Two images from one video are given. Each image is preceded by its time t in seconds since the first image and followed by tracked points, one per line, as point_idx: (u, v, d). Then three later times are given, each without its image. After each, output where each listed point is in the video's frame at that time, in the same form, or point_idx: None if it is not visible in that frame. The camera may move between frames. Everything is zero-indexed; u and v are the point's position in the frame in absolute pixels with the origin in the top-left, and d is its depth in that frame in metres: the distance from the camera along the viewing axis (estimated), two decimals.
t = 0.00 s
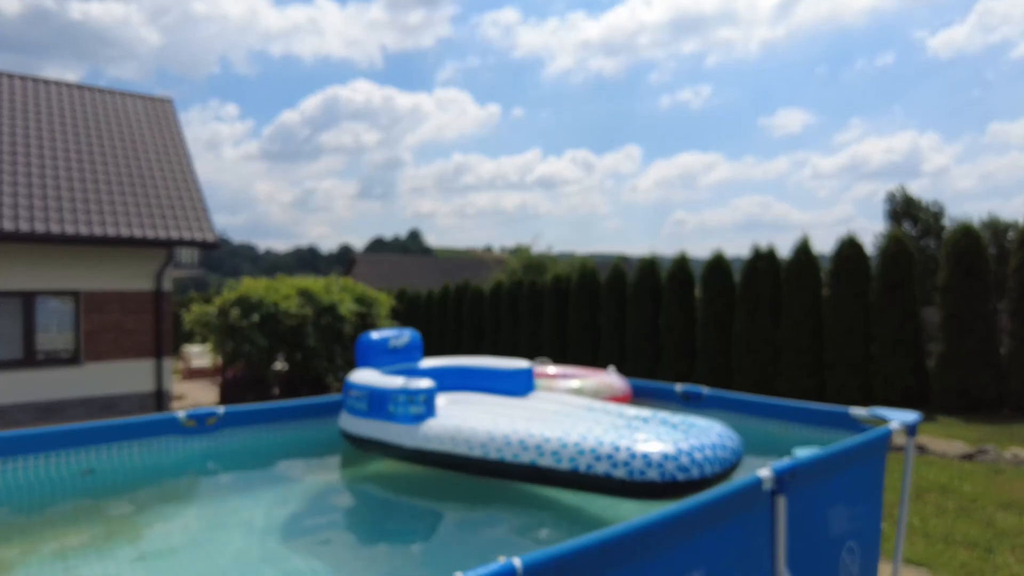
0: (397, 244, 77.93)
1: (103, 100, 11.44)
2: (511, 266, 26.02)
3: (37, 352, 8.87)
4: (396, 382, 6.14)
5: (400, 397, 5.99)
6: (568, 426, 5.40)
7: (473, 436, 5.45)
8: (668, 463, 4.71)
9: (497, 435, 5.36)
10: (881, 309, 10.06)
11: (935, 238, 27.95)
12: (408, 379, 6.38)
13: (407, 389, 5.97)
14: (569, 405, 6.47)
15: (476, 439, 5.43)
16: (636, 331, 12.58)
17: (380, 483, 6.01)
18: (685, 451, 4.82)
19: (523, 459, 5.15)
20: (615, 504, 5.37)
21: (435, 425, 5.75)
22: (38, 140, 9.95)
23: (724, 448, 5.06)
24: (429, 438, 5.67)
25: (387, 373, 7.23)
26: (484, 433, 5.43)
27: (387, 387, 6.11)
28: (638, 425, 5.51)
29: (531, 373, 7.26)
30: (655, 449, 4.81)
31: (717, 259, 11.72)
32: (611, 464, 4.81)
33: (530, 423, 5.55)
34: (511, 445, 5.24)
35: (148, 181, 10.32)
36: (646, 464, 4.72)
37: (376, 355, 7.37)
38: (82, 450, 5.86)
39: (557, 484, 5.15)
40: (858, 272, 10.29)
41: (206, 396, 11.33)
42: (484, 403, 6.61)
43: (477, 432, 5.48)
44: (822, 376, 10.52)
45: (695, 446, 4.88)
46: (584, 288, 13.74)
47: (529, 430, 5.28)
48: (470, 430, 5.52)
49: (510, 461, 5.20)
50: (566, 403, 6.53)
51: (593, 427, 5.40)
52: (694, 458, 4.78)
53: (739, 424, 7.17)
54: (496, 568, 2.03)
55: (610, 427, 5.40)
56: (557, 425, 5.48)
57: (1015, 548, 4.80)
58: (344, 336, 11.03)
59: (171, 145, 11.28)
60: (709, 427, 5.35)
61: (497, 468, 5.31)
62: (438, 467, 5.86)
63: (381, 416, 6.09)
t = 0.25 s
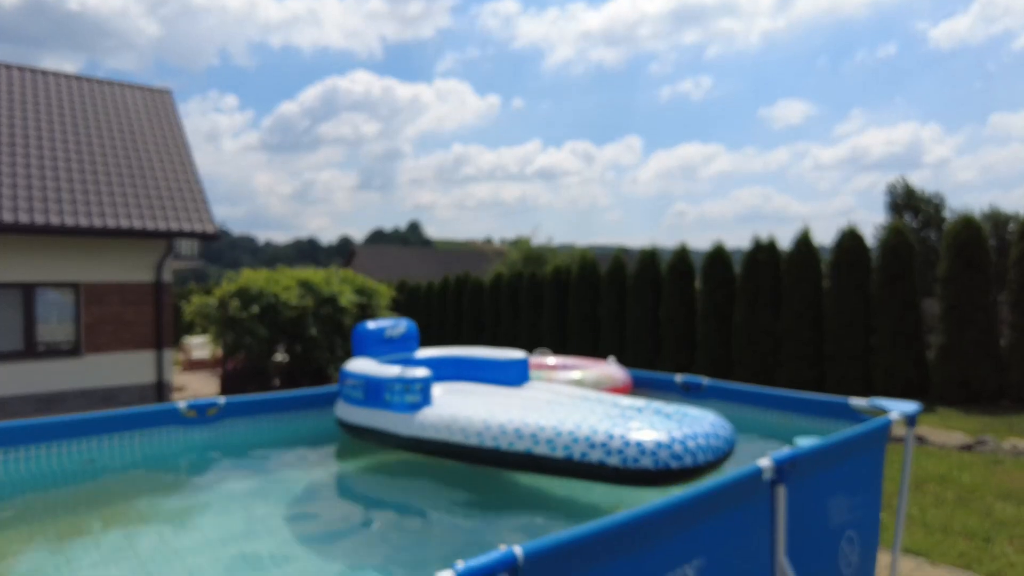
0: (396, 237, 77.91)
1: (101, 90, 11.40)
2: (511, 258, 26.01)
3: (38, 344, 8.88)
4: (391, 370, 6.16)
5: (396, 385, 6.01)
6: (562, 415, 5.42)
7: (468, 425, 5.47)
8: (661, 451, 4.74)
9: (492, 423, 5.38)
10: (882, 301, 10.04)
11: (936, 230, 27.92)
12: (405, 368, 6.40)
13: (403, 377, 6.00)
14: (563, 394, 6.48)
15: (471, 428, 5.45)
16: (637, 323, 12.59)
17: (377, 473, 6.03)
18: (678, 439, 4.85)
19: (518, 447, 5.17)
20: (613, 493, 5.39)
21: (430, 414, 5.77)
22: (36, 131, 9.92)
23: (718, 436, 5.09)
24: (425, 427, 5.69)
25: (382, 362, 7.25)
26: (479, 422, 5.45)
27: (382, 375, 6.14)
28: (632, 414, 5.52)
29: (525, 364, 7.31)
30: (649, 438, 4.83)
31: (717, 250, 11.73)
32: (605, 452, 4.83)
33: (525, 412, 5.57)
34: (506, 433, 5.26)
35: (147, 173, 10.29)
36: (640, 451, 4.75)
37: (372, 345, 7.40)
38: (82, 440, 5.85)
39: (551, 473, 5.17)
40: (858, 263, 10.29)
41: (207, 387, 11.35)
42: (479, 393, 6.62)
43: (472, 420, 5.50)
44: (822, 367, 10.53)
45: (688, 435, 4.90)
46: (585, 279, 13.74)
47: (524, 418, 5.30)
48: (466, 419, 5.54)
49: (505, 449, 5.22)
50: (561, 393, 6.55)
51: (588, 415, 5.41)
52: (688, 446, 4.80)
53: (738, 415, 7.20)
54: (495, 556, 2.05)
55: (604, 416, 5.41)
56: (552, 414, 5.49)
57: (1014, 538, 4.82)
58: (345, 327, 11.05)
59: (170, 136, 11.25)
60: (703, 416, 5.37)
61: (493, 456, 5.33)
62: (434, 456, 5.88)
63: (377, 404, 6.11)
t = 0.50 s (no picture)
0: (395, 230, 78.07)
1: (105, 85, 11.50)
2: (511, 250, 26.18)
3: (46, 336, 9.01)
4: (391, 361, 6.34)
5: (396, 376, 6.17)
6: (558, 405, 5.59)
7: (466, 415, 5.64)
8: (653, 439, 4.90)
9: (490, 413, 5.55)
10: (877, 294, 10.24)
11: (932, 224, 28.16)
12: (405, 360, 6.56)
13: (402, 368, 6.17)
14: (558, 384, 6.66)
15: (470, 417, 5.62)
16: (635, 315, 12.76)
17: (380, 462, 6.20)
18: (669, 427, 5.01)
19: (515, 435, 5.34)
20: (614, 482, 5.55)
21: (429, 404, 5.95)
22: (42, 125, 10.02)
23: (709, 425, 5.25)
24: (424, 416, 5.87)
25: (382, 354, 7.35)
26: (477, 411, 5.63)
27: (382, 365, 6.31)
28: (626, 404, 5.69)
29: (522, 355, 7.44)
30: (641, 426, 5.00)
31: (715, 243, 11.92)
32: (598, 440, 5.00)
33: (521, 402, 5.74)
34: (503, 422, 5.43)
35: (152, 168, 10.42)
36: (632, 439, 4.91)
37: (372, 337, 7.47)
38: (91, 430, 5.99)
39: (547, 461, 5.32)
40: (854, 256, 10.46)
41: (212, 379, 11.50)
42: (476, 382, 6.80)
43: (470, 410, 5.68)
44: (817, 359, 10.72)
45: (679, 423, 5.07)
46: (584, 273, 13.90)
47: (520, 408, 5.47)
48: (464, 409, 5.71)
49: (503, 438, 5.39)
50: (555, 383, 6.73)
51: (583, 405, 5.58)
52: (679, 434, 4.96)
53: (736, 405, 7.37)
54: (499, 544, 2.15)
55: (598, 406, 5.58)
56: (548, 403, 5.67)
57: (1005, 527, 4.99)
58: (348, 320, 11.21)
59: (174, 131, 11.37)
60: (694, 406, 5.53)
61: (490, 445, 5.49)
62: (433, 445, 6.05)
63: (376, 394, 6.28)
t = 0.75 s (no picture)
0: (395, 226, 78.15)
1: (107, 81, 11.57)
2: (511, 246, 26.28)
3: (50, 331, 9.08)
4: (390, 355, 6.41)
5: (394, 370, 6.25)
6: (555, 399, 5.68)
7: (465, 409, 5.72)
8: (648, 432, 4.98)
9: (488, 407, 5.64)
10: (875, 290, 10.32)
11: (931, 220, 28.27)
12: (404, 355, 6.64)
13: (401, 363, 6.24)
14: (554, 379, 6.74)
15: (468, 411, 5.70)
16: (635, 310, 12.85)
17: (382, 454, 6.28)
18: (664, 421, 5.08)
19: (512, 429, 5.42)
20: (613, 476, 5.63)
21: (428, 398, 6.03)
22: (45, 121, 10.08)
23: (702, 419, 5.33)
24: (423, 410, 5.95)
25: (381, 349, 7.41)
26: (475, 405, 5.71)
27: (382, 360, 6.38)
28: (621, 398, 5.77)
29: (519, 349, 7.49)
30: (637, 420, 5.08)
31: (714, 239, 12.02)
32: (594, 434, 5.08)
33: (519, 396, 5.82)
34: (501, 416, 5.51)
35: (154, 163, 10.48)
36: (627, 433, 5.00)
37: (371, 332, 7.54)
38: (96, 424, 6.06)
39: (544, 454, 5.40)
40: (852, 251, 10.54)
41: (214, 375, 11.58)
42: (473, 376, 6.88)
43: (468, 404, 5.76)
44: (815, 353, 10.80)
45: (674, 417, 5.15)
46: (584, 268, 13.99)
47: (518, 402, 5.56)
48: (463, 403, 5.80)
49: (500, 431, 5.47)
50: (551, 377, 6.82)
51: (579, 399, 5.66)
52: (673, 428, 5.04)
53: (734, 400, 7.49)
54: (501, 538, 2.16)
55: (594, 400, 5.66)
56: (545, 398, 5.75)
57: (1002, 521, 5.07)
58: (351, 315, 11.30)
59: (176, 127, 11.44)
60: (689, 401, 5.61)
61: (488, 438, 5.57)
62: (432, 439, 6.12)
63: (376, 388, 6.36)
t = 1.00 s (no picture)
0: (395, 224, 78.16)
1: (109, 79, 11.58)
2: (512, 244, 26.32)
3: (52, 328, 9.12)
4: (389, 353, 6.45)
5: (394, 367, 6.28)
6: (553, 396, 5.72)
7: (464, 405, 5.76)
8: (645, 428, 5.02)
9: (487, 403, 5.68)
10: (874, 287, 10.34)
11: (931, 217, 28.33)
12: (403, 352, 6.68)
13: (400, 359, 6.28)
14: (552, 376, 6.78)
15: (467, 408, 5.74)
16: (635, 308, 12.88)
17: (382, 451, 6.32)
18: (660, 417, 5.13)
19: (511, 425, 5.46)
20: (614, 472, 5.67)
21: (427, 395, 6.07)
22: (47, 118, 10.09)
23: (698, 415, 5.38)
24: (422, 407, 5.99)
25: (380, 347, 7.45)
26: (474, 401, 5.75)
27: (381, 357, 6.42)
28: (618, 395, 5.81)
29: (517, 346, 7.53)
30: (633, 416, 5.13)
31: (714, 237, 12.03)
32: (592, 430, 5.12)
33: (517, 392, 5.86)
34: (500, 412, 5.55)
35: (156, 161, 10.50)
36: (624, 429, 5.04)
37: (370, 330, 7.57)
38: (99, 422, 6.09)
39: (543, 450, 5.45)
40: (852, 249, 10.56)
41: (216, 372, 11.63)
42: (472, 373, 6.92)
43: (467, 401, 5.80)
44: (814, 350, 10.84)
45: (670, 413, 5.20)
46: (585, 266, 14.02)
47: (516, 399, 5.60)
48: (461, 399, 5.84)
49: (499, 427, 5.50)
50: (550, 374, 6.85)
51: (576, 395, 5.71)
52: (669, 423, 5.09)
53: (734, 397, 7.53)
54: (502, 536, 2.19)
55: (591, 396, 5.71)
56: (543, 394, 5.79)
57: (1000, 518, 5.12)
58: (352, 312, 11.35)
59: (178, 125, 11.46)
60: (685, 397, 5.66)
61: (487, 434, 5.61)
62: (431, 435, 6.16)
63: (376, 385, 6.40)
